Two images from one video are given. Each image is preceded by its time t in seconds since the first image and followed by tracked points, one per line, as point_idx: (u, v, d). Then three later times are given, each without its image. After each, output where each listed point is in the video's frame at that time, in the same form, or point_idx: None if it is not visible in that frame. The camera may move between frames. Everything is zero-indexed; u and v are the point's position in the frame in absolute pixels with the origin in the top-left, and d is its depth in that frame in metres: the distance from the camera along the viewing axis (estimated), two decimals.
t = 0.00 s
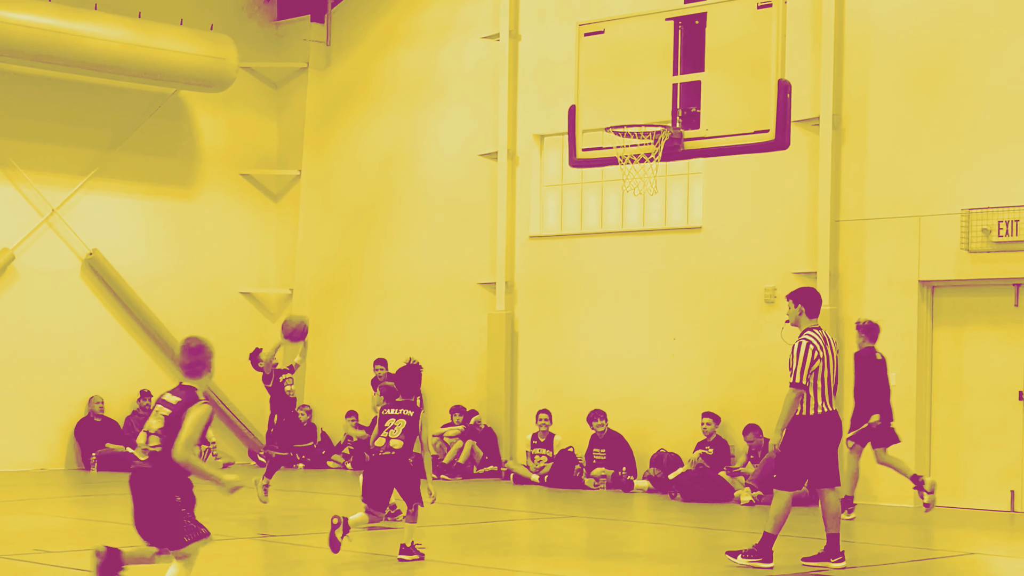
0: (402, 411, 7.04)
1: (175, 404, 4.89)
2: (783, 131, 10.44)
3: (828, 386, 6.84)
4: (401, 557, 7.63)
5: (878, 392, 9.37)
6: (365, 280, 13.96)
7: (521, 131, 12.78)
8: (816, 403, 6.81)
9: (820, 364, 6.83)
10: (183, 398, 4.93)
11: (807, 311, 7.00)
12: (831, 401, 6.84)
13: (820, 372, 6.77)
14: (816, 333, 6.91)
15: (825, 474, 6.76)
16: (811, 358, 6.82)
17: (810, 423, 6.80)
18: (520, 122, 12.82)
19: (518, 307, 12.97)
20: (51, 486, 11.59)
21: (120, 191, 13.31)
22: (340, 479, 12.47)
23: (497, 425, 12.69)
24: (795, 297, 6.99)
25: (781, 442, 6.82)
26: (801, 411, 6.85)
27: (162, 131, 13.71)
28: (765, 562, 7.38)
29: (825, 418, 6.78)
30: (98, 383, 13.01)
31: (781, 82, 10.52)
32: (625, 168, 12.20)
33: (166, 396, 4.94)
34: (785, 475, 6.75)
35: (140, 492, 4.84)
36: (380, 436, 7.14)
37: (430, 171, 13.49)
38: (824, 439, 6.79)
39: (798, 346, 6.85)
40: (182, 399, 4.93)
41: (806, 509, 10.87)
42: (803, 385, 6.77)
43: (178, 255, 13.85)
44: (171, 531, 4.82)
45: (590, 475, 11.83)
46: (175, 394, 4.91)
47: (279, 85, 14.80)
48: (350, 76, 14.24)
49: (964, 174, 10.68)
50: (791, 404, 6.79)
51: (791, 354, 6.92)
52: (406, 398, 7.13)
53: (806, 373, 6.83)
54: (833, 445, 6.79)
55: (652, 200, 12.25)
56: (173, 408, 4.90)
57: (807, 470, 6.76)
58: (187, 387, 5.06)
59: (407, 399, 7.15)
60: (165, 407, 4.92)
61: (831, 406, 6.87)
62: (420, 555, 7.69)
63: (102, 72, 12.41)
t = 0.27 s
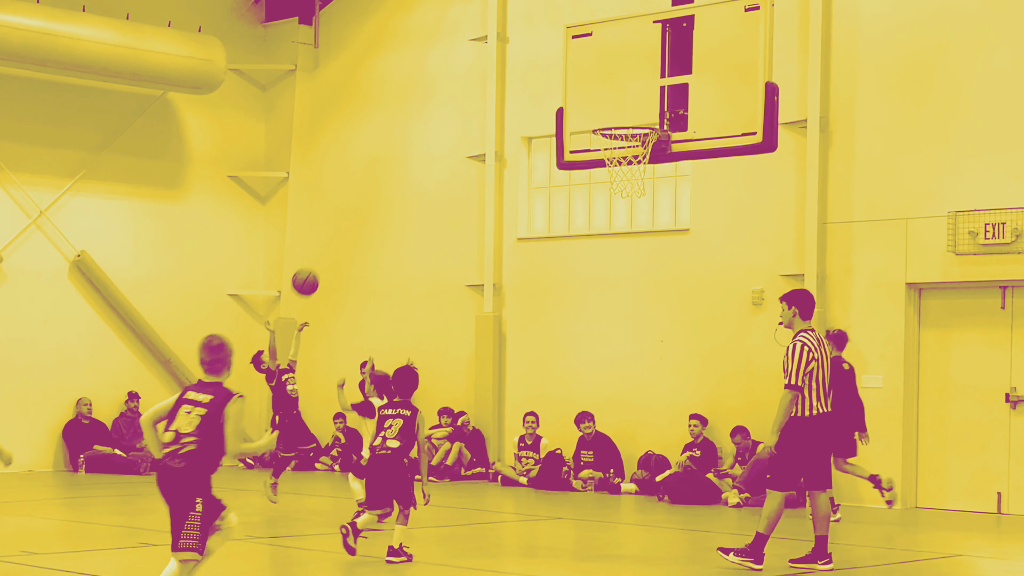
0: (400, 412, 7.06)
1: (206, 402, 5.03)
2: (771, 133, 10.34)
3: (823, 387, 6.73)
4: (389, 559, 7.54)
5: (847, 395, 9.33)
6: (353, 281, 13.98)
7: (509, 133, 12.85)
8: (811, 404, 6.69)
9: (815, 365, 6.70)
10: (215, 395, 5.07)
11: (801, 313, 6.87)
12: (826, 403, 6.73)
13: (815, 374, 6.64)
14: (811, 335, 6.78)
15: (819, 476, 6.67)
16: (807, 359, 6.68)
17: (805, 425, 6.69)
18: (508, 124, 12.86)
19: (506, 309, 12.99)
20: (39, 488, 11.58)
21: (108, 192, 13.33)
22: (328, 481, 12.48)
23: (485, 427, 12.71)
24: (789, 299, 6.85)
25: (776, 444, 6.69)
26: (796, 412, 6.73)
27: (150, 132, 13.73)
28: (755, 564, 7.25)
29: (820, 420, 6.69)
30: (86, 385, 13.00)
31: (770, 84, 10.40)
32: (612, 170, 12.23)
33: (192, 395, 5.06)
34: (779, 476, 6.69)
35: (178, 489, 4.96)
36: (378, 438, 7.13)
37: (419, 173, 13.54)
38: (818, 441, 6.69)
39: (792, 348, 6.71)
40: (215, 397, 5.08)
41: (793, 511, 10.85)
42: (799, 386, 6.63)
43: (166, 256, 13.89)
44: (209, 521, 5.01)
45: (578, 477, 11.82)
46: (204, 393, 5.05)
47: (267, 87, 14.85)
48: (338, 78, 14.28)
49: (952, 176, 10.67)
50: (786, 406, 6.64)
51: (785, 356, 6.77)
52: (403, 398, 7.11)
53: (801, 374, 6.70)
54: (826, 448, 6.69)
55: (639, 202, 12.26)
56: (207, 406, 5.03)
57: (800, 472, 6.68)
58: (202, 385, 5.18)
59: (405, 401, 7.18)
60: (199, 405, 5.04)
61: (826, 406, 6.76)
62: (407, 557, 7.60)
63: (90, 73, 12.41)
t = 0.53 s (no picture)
0: (400, 409, 7.12)
1: (239, 393, 5.10)
2: (759, 135, 10.20)
3: (819, 388, 6.71)
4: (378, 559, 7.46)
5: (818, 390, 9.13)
6: (343, 282, 14.00)
7: (499, 135, 12.88)
8: (808, 404, 6.67)
9: (811, 366, 6.68)
10: (245, 385, 5.13)
11: (795, 314, 6.87)
12: (822, 404, 6.71)
13: (812, 374, 6.63)
14: (805, 335, 6.79)
15: (812, 478, 6.65)
16: (803, 360, 6.67)
17: (801, 425, 6.67)
18: (498, 126, 12.90)
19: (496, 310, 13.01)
20: (28, 489, 11.57)
21: (98, 194, 13.34)
22: (318, 482, 12.50)
23: (475, 428, 12.72)
24: (784, 300, 6.86)
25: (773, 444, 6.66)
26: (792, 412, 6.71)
27: (140, 134, 13.75)
28: (757, 566, 7.19)
29: (815, 420, 6.68)
30: (76, 386, 12.99)
31: (758, 86, 10.26)
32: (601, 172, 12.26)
33: (222, 386, 5.11)
34: (774, 476, 6.67)
35: (212, 477, 4.99)
36: (378, 437, 7.18)
37: (409, 174, 13.57)
38: (812, 442, 6.67)
39: (789, 348, 6.71)
40: (244, 387, 5.13)
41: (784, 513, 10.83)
42: (795, 387, 6.60)
43: (156, 258, 13.90)
44: (242, 510, 5.07)
45: (568, 479, 11.80)
46: (235, 384, 5.11)
47: (257, 88, 14.87)
48: (328, 80, 14.31)
49: (941, 179, 10.66)
50: (783, 406, 6.63)
51: (781, 357, 6.76)
52: (401, 396, 7.18)
53: (797, 375, 6.67)
54: (820, 448, 6.68)
55: (629, 204, 12.28)
56: (240, 395, 5.09)
57: (793, 474, 6.66)
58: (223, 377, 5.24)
59: (403, 399, 7.25)
60: (231, 395, 5.08)
61: (821, 407, 6.74)
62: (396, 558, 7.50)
63: (80, 74, 12.40)
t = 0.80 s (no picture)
0: (401, 409, 7.16)
1: (263, 390, 5.33)
2: (751, 137, 9.87)
3: (816, 388, 6.75)
4: (371, 554, 7.29)
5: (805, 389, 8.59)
6: (336, 283, 14.03)
7: (491, 137, 12.91)
8: (805, 406, 6.71)
9: (809, 367, 6.70)
10: (268, 384, 5.36)
11: (793, 316, 6.87)
12: (819, 405, 6.75)
13: (811, 375, 6.66)
14: (804, 337, 6.77)
15: (806, 480, 6.65)
16: (802, 361, 6.67)
17: (799, 427, 6.68)
18: (490, 127, 12.94)
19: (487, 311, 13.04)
20: (20, 491, 11.57)
21: (90, 195, 13.34)
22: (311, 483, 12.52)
23: (467, 430, 12.72)
24: (782, 302, 6.87)
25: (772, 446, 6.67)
26: (790, 413, 6.73)
27: (132, 135, 13.75)
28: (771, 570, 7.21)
29: (813, 421, 6.70)
30: (67, 387, 12.99)
31: (749, 89, 9.96)
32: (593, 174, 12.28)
33: (245, 386, 5.34)
34: (771, 476, 6.74)
35: (247, 474, 5.25)
36: (380, 438, 7.21)
37: (401, 176, 13.62)
38: (808, 443, 6.69)
39: (788, 350, 6.69)
40: (268, 385, 5.36)
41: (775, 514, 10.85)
42: (793, 388, 6.63)
43: (148, 259, 13.90)
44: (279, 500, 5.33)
45: (560, 480, 11.80)
46: (259, 382, 5.35)
47: (249, 89, 14.89)
48: (319, 82, 14.37)
49: (932, 181, 10.66)
50: (782, 407, 6.64)
51: (779, 358, 6.75)
52: (400, 396, 7.20)
53: (796, 376, 6.69)
54: (815, 450, 6.69)
55: (621, 206, 12.29)
56: (266, 394, 5.32)
57: (787, 476, 6.66)
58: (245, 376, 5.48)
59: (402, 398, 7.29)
60: (256, 395, 5.31)
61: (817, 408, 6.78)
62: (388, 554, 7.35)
63: (71, 75, 12.39)
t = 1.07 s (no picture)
0: (401, 413, 7.21)
1: (283, 397, 5.43)
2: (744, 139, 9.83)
3: (816, 391, 6.75)
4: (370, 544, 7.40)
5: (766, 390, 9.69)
6: (329, 284, 14.04)
7: (483, 139, 12.93)
8: (804, 407, 6.70)
9: (808, 369, 6.71)
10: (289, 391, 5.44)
11: (793, 318, 6.91)
12: (818, 407, 6.75)
13: (810, 377, 6.66)
14: (803, 338, 6.80)
15: (800, 483, 6.65)
16: (802, 363, 6.69)
17: (797, 429, 6.69)
18: (483, 129, 12.96)
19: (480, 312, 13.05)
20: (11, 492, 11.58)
21: (83, 196, 13.34)
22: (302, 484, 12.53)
23: (459, 431, 12.73)
24: (781, 304, 6.91)
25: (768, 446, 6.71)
26: (789, 415, 6.73)
27: (124, 136, 13.75)
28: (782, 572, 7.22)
29: (810, 424, 6.70)
30: (60, 388, 12.99)
31: (741, 91, 9.87)
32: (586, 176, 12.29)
33: (266, 395, 5.44)
34: (768, 478, 6.76)
35: (279, 484, 5.33)
36: (381, 442, 7.27)
37: (394, 177, 13.64)
38: (804, 446, 6.69)
39: (787, 351, 6.72)
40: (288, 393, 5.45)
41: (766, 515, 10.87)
42: (792, 390, 6.64)
43: (140, 260, 13.91)
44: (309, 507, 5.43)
45: (552, 482, 11.80)
46: (278, 390, 5.44)
47: (242, 90, 14.89)
48: (312, 83, 14.39)
49: (924, 183, 10.66)
50: (780, 409, 6.68)
51: (778, 359, 6.77)
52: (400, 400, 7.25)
53: (795, 378, 6.69)
54: (812, 453, 6.69)
55: (613, 208, 12.30)
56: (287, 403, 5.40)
57: (781, 477, 6.69)
58: (270, 383, 5.57)
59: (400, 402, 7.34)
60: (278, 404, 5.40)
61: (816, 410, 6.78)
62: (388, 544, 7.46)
63: (63, 76, 12.38)
